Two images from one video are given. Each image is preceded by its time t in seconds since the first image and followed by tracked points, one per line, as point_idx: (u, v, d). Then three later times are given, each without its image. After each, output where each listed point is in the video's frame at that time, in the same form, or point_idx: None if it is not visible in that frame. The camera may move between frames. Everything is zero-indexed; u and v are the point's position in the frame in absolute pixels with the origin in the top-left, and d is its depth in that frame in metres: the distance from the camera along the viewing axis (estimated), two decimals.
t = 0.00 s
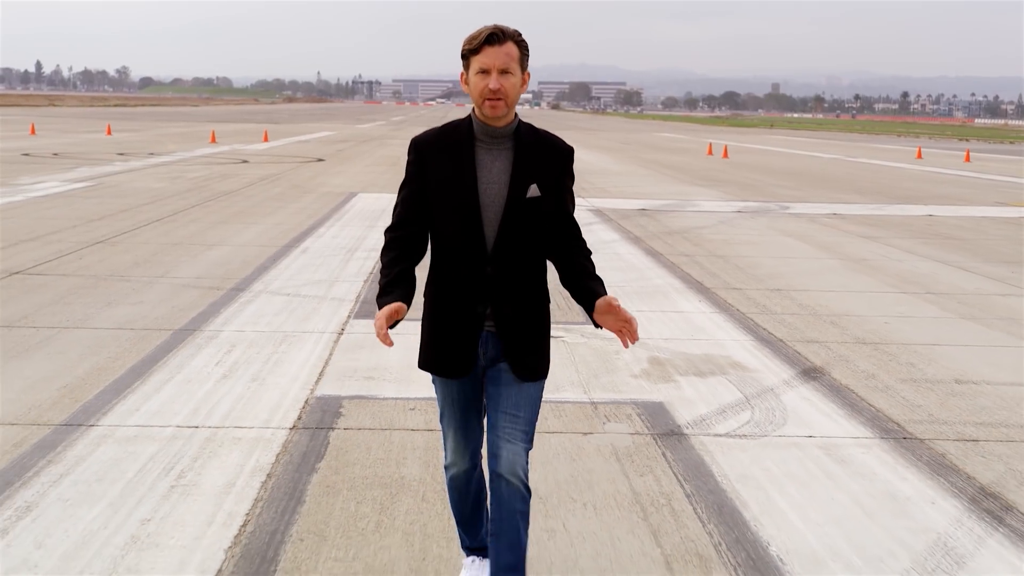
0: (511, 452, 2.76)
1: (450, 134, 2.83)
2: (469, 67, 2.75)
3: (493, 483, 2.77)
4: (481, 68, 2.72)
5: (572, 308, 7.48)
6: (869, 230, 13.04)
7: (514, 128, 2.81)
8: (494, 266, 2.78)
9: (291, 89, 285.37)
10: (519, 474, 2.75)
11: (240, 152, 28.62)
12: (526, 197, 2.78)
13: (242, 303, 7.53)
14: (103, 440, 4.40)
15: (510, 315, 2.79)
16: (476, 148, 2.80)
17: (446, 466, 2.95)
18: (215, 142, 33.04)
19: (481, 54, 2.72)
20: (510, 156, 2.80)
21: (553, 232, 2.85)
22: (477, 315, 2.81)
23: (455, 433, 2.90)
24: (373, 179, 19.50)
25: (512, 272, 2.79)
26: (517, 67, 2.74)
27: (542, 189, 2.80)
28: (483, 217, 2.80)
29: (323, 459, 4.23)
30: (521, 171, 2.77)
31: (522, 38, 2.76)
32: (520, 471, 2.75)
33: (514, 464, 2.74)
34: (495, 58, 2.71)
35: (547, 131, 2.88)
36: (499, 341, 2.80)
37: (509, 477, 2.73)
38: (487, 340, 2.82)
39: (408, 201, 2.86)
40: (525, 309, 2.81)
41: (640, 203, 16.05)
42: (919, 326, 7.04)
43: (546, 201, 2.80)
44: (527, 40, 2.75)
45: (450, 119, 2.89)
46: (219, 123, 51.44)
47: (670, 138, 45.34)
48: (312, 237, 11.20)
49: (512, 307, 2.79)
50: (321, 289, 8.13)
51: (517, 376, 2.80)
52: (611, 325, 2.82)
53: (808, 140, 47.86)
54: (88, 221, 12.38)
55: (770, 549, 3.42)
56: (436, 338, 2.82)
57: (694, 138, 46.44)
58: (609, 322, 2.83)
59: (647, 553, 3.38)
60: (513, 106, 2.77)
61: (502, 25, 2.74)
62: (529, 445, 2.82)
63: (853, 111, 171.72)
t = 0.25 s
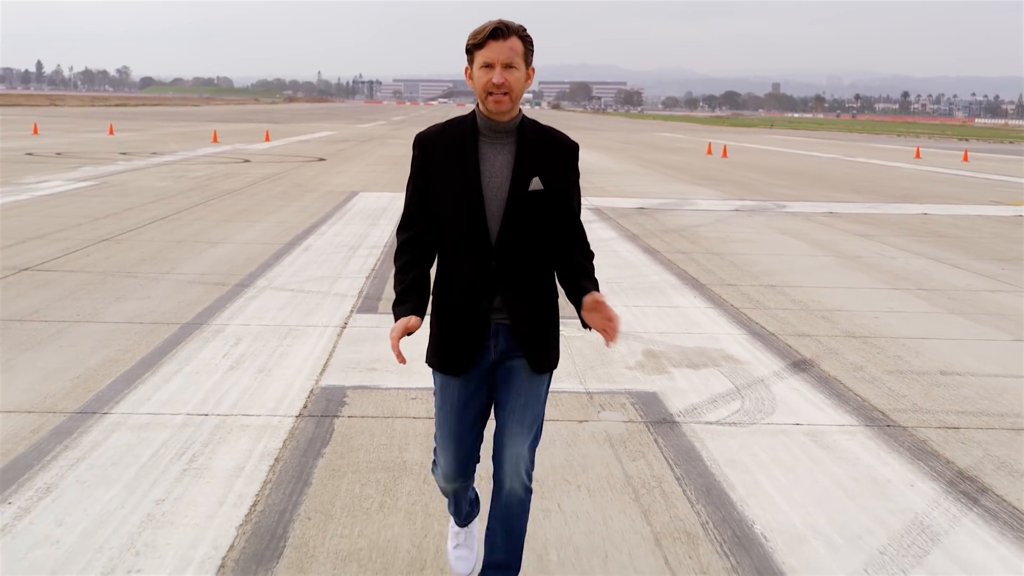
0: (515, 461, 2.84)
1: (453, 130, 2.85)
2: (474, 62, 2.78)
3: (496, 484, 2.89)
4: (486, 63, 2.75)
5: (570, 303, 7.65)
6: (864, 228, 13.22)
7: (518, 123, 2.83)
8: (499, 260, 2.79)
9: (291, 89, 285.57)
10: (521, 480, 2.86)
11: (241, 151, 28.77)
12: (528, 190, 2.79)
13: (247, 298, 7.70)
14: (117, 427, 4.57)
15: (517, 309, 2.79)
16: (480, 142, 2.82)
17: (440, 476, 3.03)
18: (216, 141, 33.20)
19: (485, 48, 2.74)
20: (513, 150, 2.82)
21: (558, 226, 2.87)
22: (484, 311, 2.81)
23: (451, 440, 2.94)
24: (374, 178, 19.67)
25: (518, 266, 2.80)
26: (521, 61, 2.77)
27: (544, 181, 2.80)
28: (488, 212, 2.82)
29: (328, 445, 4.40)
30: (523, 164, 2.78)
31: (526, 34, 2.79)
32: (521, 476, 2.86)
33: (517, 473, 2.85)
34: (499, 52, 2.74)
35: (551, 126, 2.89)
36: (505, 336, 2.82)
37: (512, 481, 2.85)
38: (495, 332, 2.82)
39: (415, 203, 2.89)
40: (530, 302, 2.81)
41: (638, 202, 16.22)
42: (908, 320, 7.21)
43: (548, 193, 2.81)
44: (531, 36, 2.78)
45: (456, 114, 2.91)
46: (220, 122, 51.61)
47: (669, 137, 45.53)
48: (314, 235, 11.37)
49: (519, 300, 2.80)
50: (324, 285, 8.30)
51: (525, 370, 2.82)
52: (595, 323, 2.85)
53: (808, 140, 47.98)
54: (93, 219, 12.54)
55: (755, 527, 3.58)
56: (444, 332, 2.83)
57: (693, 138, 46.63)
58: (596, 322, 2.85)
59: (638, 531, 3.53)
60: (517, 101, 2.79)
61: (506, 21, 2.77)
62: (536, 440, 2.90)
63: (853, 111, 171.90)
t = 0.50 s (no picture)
0: (518, 441, 2.94)
1: (454, 129, 2.85)
2: (471, 61, 2.78)
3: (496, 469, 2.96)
4: (484, 61, 2.75)
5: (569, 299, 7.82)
6: (860, 227, 13.39)
7: (519, 119, 2.83)
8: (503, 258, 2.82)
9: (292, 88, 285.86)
10: (520, 463, 2.94)
11: (244, 151, 28.98)
12: (528, 188, 2.81)
13: (253, 293, 7.88)
14: (132, 415, 4.76)
15: (519, 307, 2.82)
16: (481, 141, 2.83)
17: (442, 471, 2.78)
18: (219, 141, 33.40)
19: (483, 46, 2.74)
20: (514, 148, 2.83)
21: (559, 221, 2.88)
22: (487, 309, 2.83)
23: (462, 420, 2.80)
24: (376, 178, 19.85)
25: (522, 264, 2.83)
26: (518, 59, 2.76)
27: (543, 178, 2.82)
28: (491, 211, 2.83)
29: (335, 431, 4.59)
30: (523, 162, 2.79)
31: (523, 31, 2.78)
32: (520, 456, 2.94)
33: (517, 454, 2.94)
34: (496, 50, 2.74)
35: (551, 120, 2.89)
36: (507, 334, 2.84)
37: (512, 465, 2.93)
38: (497, 330, 2.85)
39: (420, 202, 2.89)
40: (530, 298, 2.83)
41: (637, 201, 16.40)
42: (899, 315, 7.38)
43: (547, 190, 2.83)
44: (529, 32, 2.77)
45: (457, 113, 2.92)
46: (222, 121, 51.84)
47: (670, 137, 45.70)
48: (318, 233, 11.55)
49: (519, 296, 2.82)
50: (328, 281, 8.48)
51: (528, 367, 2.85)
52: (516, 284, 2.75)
53: (808, 140, 48.20)
54: (100, 218, 12.74)
55: (742, 507, 3.76)
56: (447, 332, 2.84)
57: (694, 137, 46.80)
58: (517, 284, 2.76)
59: (630, 511, 3.71)
60: (516, 97, 2.78)
61: (502, 18, 2.77)
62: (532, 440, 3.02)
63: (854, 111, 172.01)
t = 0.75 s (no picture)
0: (518, 448, 2.95)
1: (448, 136, 2.84)
2: (466, 68, 2.77)
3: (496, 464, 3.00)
4: (478, 69, 2.73)
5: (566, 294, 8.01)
6: (854, 224, 13.58)
7: (512, 127, 2.81)
8: (492, 267, 2.80)
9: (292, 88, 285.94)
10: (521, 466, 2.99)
11: (245, 150, 29.16)
12: (519, 197, 2.76)
13: (256, 289, 8.06)
14: (143, 402, 4.94)
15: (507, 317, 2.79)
16: (474, 148, 2.81)
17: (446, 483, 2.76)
18: (219, 139, 33.61)
19: (476, 55, 2.74)
20: (507, 156, 2.79)
21: (551, 230, 2.84)
22: (476, 318, 2.80)
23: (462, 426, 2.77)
24: (376, 176, 20.05)
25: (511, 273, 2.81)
26: (513, 66, 2.76)
27: (534, 187, 2.78)
28: (480, 220, 2.80)
29: (339, 417, 4.77)
30: (514, 170, 2.75)
31: (517, 38, 2.79)
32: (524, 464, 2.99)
33: (517, 455, 2.96)
34: (491, 58, 2.73)
35: (546, 130, 2.87)
36: (497, 344, 2.80)
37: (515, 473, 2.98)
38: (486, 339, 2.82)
39: (412, 209, 2.88)
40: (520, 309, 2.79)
41: (635, 200, 16.58)
42: (887, 310, 7.57)
43: (539, 199, 2.78)
44: (523, 40, 2.78)
45: (450, 122, 2.91)
46: (222, 120, 52.01)
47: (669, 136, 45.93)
48: (319, 230, 11.73)
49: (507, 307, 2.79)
50: (330, 277, 8.66)
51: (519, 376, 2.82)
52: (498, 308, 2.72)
53: (807, 139, 48.46)
54: (104, 215, 12.93)
55: (728, 488, 3.93)
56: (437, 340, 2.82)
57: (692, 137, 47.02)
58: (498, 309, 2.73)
59: (621, 492, 3.88)
60: (510, 105, 2.77)
61: (496, 26, 2.76)
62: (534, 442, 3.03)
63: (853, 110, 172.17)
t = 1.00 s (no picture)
0: (513, 438, 2.76)
1: (445, 118, 2.82)
2: (466, 53, 2.72)
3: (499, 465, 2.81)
4: (479, 54, 2.69)
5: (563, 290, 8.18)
6: (848, 223, 13.76)
7: (512, 113, 2.79)
8: (488, 252, 2.76)
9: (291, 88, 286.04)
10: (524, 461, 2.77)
11: (245, 150, 29.32)
12: (519, 183, 2.75)
13: (260, 285, 8.23)
14: (154, 392, 5.12)
15: (505, 303, 2.77)
16: (472, 132, 2.79)
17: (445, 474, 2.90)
18: (219, 139, 33.76)
19: (478, 40, 2.69)
20: (506, 141, 2.78)
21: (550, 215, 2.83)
22: (473, 303, 2.78)
23: (455, 429, 2.88)
24: (376, 176, 20.22)
25: (508, 259, 2.77)
26: (514, 53, 2.72)
27: (535, 174, 2.77)
28: (478, 204, 2.78)
29: (344, 406, 4.96)
30: (515, 156, 2.75)
31: (520, 25, 2.74)
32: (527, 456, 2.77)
33: (518, 450, 2.77)
34: (492, 44, 2.69)
35: (545, 117, 2.85)
36: (494, 329, 2.78)
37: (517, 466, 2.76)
38: (482, 324, 2.78)
39: (406, 191, 2.86)
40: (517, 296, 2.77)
41: (632, 199, 16.76)
42: (878, 305, 7.73)
43: (539, 186, 2.77)
44: (526, 27, 2.73)
45: (449, 103, 2.87)
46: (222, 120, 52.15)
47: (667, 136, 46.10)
48: (321, 229, 11.90)
49: (505, 292, 2.77)
50: (332, 274, 8.83)
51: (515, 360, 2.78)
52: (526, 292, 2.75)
53: (805, 139, 48.68)
54: (109, 214, 13.11)
55: (717, 472, 4.10)
56: (433, 323, 2.81)
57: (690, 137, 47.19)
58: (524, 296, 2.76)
59: (615, 475, 4.06)
60: (510, 92, 2.74)
61: (499, 12, 2.71)
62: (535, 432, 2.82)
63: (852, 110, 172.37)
